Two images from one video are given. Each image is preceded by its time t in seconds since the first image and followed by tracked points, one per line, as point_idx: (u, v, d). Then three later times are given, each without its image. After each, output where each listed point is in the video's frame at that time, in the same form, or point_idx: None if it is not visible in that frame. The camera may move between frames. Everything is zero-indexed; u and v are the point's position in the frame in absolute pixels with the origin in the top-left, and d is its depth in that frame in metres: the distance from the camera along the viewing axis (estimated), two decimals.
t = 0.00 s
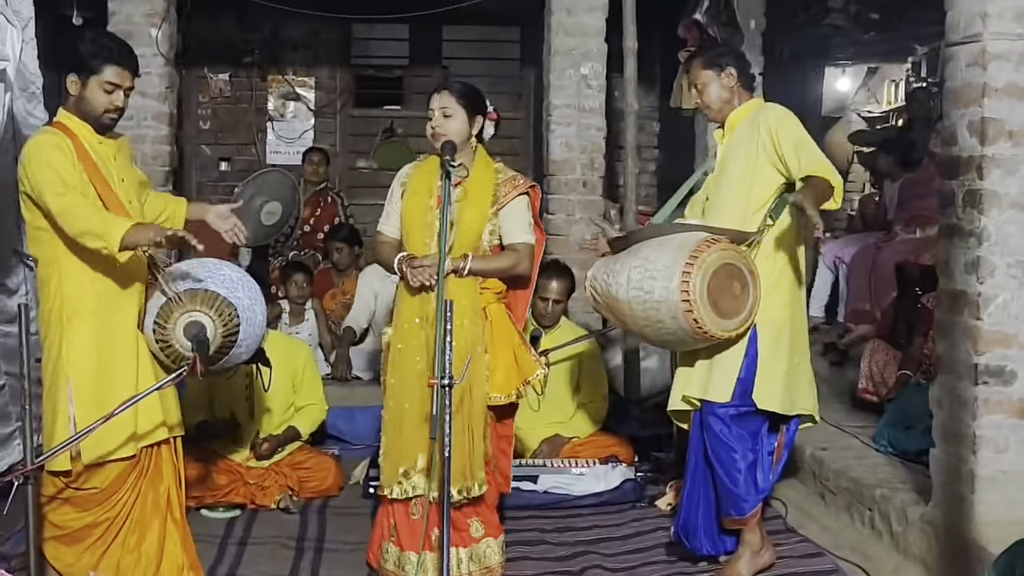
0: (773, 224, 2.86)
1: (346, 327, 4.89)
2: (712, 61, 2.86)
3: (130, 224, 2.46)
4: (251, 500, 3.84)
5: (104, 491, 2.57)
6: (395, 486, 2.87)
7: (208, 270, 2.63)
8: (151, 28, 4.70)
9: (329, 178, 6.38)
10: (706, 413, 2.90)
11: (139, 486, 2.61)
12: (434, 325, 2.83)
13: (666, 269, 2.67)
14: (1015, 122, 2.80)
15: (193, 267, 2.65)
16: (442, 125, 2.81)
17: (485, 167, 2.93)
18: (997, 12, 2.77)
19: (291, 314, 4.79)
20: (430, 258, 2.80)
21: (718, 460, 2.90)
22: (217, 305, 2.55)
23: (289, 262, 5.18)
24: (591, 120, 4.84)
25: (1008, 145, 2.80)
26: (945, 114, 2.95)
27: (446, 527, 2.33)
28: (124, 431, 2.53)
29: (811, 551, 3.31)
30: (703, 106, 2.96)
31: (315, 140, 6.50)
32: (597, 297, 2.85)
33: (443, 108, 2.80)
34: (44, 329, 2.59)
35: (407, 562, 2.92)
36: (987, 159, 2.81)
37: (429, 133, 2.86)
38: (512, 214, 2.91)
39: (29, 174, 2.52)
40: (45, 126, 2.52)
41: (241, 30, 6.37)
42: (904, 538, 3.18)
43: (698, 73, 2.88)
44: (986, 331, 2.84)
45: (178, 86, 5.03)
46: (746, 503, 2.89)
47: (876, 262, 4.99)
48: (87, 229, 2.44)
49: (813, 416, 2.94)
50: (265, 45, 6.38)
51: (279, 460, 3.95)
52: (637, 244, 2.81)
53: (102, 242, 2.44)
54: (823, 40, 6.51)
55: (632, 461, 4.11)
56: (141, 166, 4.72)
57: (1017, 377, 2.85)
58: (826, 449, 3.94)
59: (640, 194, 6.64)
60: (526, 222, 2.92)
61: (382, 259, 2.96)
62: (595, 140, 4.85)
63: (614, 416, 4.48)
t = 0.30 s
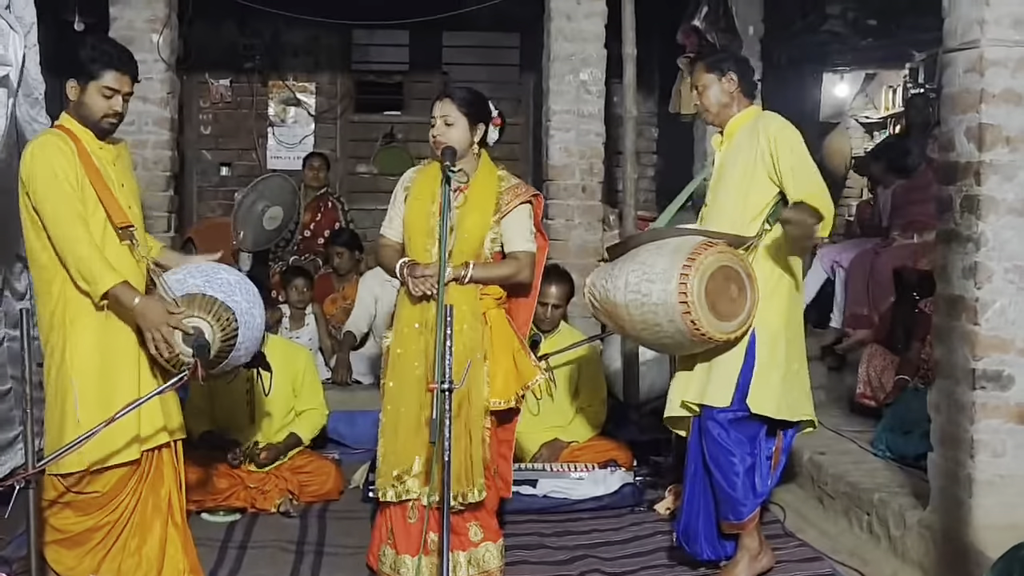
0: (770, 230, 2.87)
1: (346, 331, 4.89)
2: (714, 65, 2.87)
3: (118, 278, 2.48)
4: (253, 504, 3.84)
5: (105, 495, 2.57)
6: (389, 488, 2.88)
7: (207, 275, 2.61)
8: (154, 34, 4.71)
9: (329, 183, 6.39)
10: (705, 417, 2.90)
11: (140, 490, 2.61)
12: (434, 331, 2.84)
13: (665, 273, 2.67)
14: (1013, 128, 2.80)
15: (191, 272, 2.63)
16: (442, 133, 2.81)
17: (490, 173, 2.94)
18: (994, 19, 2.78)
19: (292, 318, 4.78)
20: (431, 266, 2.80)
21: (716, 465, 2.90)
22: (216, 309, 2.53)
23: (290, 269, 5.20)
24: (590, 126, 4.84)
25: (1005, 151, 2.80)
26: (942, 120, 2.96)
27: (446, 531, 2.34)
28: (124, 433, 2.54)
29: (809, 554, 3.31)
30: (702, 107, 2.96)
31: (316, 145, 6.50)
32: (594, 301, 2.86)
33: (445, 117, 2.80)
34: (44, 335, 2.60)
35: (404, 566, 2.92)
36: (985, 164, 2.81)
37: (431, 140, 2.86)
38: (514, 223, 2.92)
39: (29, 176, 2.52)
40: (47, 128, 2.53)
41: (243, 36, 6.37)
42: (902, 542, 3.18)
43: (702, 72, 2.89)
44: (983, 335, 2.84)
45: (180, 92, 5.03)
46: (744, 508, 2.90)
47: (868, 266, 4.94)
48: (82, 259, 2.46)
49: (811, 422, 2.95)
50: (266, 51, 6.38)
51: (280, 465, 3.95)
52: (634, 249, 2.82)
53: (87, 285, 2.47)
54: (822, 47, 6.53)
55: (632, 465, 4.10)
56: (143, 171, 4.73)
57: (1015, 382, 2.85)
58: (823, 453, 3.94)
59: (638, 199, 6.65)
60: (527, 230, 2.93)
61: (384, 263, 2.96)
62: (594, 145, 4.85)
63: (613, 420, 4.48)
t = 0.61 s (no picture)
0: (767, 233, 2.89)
1: (348, 336, 4.91)
2: (746, 65, 2.88)
3: (120, 287, 2.48)
4: (255, 507, 3.84)
5: (107, 498, 2.58)
6: (394, 493, 2.89)
7: (210, 285, 2.62)
8: (158, 44, 4.72)
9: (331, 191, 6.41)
10: (701, 419, 2.92)
11: (142, 494, 2.62)
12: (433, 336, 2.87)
13: (665, 277, 2.68)
14: (1004, 137, 2.82)
15: (195, 282, 2.65)
16: (435, 140, 2.81)
17: (483, 179, 2.96)
18: (986, 29, 2.80)
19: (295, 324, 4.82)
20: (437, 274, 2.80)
21: (713, 467, 2.92)
22: (218, 319, 2.54)
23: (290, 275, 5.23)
24: (589, 135, 4.87)
25: (997, 160, 2.82)
26: (934, 129, 2.98)
27: (446, 534, 2.36)
28: (128, 437, 2.55)
29: (805, 556, 3.33)
30: (715, 99, 2.98)
31: (317, 153, 6.51)
32: (590, 303, 2.88)
33: (439, 125, 2.79)
34: (49, 340, 2.62)
35: (404, 567, 2.93)
36: (976, 173, 2.83)
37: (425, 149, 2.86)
38: (512, 227, 2.94)
39: (32, 187, 2.53)
40: (48, 141, 2.54)
41: (245, 45, 6.39)
42: (895, 545, 3.21)
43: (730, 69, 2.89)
44: (975, 341, 2.86)
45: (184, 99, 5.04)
46: (741, 510, 2.91)
47: (863, 271, 4.96)
48: (85, 267, 2.47)
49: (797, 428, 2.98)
50: (269, 60, 6.41)
51: (281, 470, 3.99)
52: (635, 251, 2.82)
53: (89, 295, 2.48)
54: (814, 57, 6.43)
55: (629, 469, 4.11)
56: (148, 178, 4.75)
57: (1006, 387, 2.87)
58: (818, 458, 3.96)
59: (635, 206, 6.67)
60: (525, 233, 2.95)
61: (381, 273, 2.95)
62: (592, 155, 4.88)
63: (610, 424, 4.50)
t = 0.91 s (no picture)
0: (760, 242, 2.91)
1: (352, 339, 4.92)
2: (738, 75, 2.91)
3: (131, 285, 2.50)
4: (259, 507, 3.86)
5: (116, 498, 2.60)
6: (406, 498, 2.90)
7: (215, 287, 2.65)
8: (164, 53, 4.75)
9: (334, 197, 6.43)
10: (695, 421, 2.95)
11: (149, 493, 2.64)
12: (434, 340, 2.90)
13: (660, 283, 2.70)
14: (994, 145, 2.85)
15: (201, 284, 2.67)
16: (427, 153, 2.83)
17: (472, 183, 2.96)
18: (976, 40, 2.83)
19: (298, 328, 4.85)
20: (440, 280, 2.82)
21: (708, 468, 2.94)
22: (224, 319, 2.55)
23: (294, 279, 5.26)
24: (589, 144, 4.90)
25: (987, 168, 2.85)
26: (926, 138, 3.01)
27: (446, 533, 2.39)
28: (137, 437, 2.57)
29: (799, 556, 3.36)
30: (708, 110, 3.00)
31: (321, 160, 6.53)
32: (588, 306, 2.92)
33: (429, 138, 2.81)
34: (59, 343, 2.64)
35: (405, 567, 2.96)
36: (967, 181, 2.86)
37: (416, 161, 2.87)
38: (504, 227, 2.98)
39: (40, 197, 2.55)
40: (54, 150, 2.56)
41: (251, 54, 6.41)
42: (887, 546, 3.23)
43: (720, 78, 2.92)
44: (965, 346, 2.88)
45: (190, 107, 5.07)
46: (735, 510, 2.93)
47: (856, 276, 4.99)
48: (96, 271, 2.49)
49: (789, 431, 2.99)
50: (274, 68, 6.44)
51: (285, 472, 4.01)
52: (632, 256, 2.86)
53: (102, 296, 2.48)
54: (808, 67, 6.47)
55: (626, 470, 4.13)
56: (155, 185, 4.78)
57: (996, 391, 2.89)
58: (812, 460, 3.99)
59: (633, 213, 6.71)
60: (515, 232, 3.00)
61: (374, 284, 2.97)
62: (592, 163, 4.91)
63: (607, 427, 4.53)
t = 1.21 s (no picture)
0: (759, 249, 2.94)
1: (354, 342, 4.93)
2: (733, 83, 2.92)
3: (141, 287, 2.48)
4: (262, 509, 3.87)
5: (122, 500, 2.62)
6: (421, 502, 2.91)
7: (219, 287, 2.68)
8: (169, 59, 4.76)
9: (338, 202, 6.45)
10: (694, 424, 2.96)
11: (157, 494, 2.65)
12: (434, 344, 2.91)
13: (663, 288, 2.71)
14: (990, 152, 2.86)
15: (204, 286, 2.69)
16: (426, 159, 2.85)
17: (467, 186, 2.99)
18: (972, 48, 2.85)
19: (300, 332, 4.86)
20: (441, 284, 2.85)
21: (707, 470, 2.95)
22: (231, 321, 2.58)
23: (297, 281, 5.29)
24: (589, 150, 4.91)
25: (982, 175, 2.86)
26: (922, 144, 3.03)
27: (448, 534, 2.41)
28: (140, 439, 2.58)
29: (796, 557, 3.37)
30: (705, 118, 3.02)
31: (325, 165, 6.55)
32: (589, 310, 2.93)
33: (428, 146, 2.84)
34: (66, 343, 2.64)
35: (408, 567, 2.97)
36: (963, 187, 2.87)
37: (414, 168, 2.88)
38: (496, 230, 3.02)
39: (53, 195, 2.55)
40: (68, 150, 2.58)
41: (255, 60, 6.44)
42: (883, 547, 3.25)
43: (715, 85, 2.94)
44: (961, 350, 2.89)
45: (195, 113, 5.09)
46: (733, 511, 2.94)
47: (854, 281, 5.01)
48: (107, 270, 2.49)
49: (790, 434, 3.01)
50: (278, 73, 6.46)
51: (289, 473, 4.02)
52: (634, 262, 2.87)
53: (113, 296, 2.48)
54: (806, 74, 6.61)
55: (625, 471, 4.16)
56: (160, 189, 4.80)
57: (992, 395, 2.90)
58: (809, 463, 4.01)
59: (633, 218, 6.72)
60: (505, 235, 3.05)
61: (369, 291, 2.93)
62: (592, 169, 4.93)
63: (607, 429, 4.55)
